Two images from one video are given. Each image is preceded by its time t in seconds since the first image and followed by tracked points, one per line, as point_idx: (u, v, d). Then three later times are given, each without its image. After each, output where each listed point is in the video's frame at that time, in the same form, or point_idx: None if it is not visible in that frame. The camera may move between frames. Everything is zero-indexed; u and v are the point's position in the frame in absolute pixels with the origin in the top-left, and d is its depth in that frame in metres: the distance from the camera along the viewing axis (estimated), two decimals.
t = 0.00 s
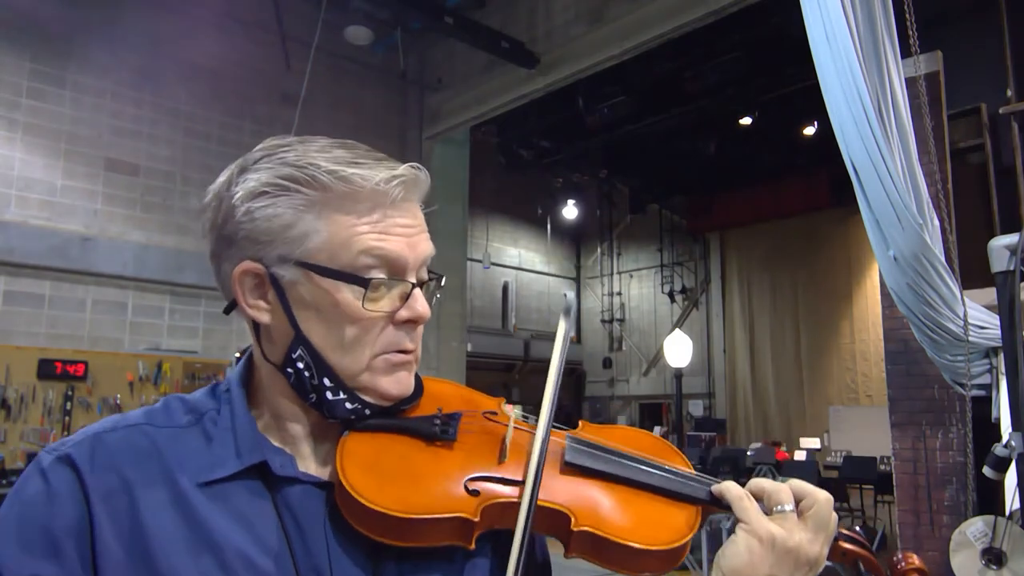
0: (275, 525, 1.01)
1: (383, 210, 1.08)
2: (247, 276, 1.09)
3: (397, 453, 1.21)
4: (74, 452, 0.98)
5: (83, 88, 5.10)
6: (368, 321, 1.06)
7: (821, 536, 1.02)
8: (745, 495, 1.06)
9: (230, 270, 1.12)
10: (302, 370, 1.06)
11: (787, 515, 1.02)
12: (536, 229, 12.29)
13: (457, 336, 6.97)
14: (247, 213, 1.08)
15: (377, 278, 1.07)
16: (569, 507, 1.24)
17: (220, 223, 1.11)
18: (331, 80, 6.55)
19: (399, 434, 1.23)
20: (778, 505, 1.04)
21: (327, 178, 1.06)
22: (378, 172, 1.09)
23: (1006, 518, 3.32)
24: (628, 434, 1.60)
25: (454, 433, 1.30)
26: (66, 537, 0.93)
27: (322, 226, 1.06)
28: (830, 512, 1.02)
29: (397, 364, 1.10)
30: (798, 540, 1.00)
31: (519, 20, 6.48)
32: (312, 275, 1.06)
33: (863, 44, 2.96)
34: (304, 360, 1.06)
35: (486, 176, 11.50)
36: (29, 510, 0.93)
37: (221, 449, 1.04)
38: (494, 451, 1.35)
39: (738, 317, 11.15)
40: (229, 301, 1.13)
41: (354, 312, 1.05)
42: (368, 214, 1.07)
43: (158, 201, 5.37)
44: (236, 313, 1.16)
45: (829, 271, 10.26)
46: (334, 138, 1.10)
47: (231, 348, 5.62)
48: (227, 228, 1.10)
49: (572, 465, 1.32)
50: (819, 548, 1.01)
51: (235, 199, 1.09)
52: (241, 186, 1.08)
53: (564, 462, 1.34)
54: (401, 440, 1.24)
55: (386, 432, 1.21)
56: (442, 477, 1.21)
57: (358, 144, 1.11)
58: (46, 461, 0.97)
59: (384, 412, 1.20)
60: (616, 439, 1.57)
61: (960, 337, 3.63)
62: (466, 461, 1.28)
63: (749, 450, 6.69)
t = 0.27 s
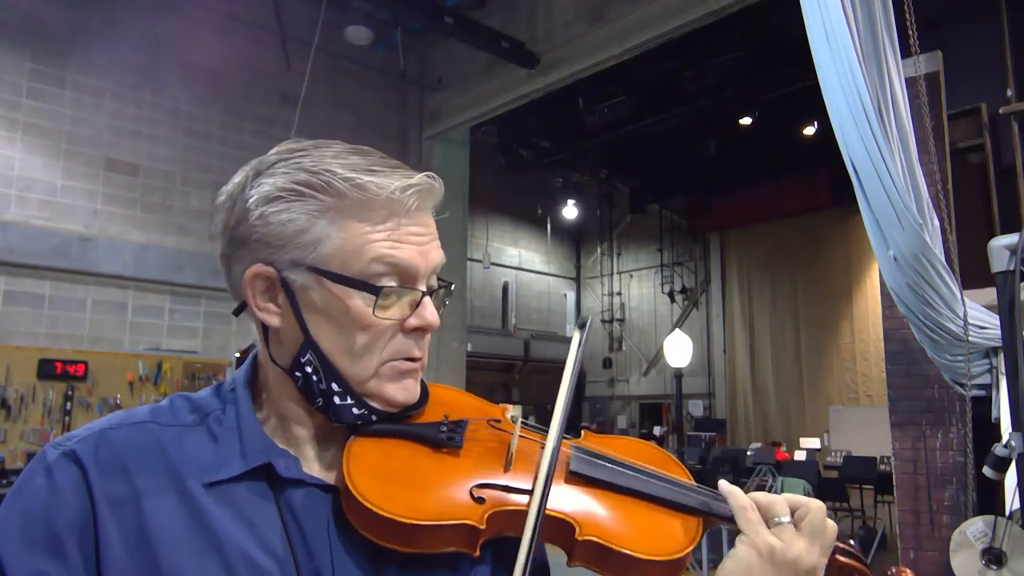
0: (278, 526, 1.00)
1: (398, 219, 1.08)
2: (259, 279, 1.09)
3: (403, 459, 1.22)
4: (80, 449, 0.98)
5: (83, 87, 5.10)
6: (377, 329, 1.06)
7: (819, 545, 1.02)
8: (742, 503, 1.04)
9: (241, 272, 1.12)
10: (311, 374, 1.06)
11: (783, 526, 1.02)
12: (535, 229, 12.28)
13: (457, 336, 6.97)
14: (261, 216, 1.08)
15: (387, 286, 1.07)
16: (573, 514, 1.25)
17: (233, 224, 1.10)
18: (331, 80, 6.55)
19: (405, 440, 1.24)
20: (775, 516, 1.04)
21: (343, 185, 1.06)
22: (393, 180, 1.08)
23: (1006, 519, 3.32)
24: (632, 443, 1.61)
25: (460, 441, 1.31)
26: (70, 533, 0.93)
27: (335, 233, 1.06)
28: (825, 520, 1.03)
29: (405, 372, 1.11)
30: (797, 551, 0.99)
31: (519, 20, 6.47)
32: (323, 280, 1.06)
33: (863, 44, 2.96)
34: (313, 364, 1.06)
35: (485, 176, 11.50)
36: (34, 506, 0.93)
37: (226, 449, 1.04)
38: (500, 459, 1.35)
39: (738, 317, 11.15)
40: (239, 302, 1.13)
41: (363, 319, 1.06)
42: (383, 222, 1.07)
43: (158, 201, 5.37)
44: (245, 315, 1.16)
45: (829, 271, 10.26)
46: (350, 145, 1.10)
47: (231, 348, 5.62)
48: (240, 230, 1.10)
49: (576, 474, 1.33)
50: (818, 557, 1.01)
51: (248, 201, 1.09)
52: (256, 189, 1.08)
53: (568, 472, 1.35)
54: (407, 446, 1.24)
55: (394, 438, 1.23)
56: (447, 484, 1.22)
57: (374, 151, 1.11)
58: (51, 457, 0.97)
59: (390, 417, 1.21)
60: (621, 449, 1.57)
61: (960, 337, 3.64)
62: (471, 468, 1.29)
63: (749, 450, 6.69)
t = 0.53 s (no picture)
0: (279, 525, 1.00)
1: (393, 218, 1.08)
2: (257, 280, 1.09)
3: (403, 458, 1.21)
4: (85, 447, 0.99)
5: (83, 87, 5.10)
6: (374, 328, 1.06)
7: (831, 546, 1.02)
8: (758, 501, 1.07)
9: (240, 274, 1.12)
10: (309, 374, 1.06)
11: (796, 525, 1.03)
12: (535, 229, 12.28)
13: (457, 336, 6.96)
14: (257, 218, 1.08)
15: (384, 284, 1.07)
16: (574, 511, 1.24)
17: (231, 226, 1.11)
18: (331, 80, 6.55)
19: (404, 439, 1.24)
20: (787, 515, 1.05)
21: (339, 185, 1.06)
22: (388, 180, 1.08)
23: (1006, 518, 3.32)
24: (630, 440, 1.61)
25: (459, 438, 1.32)
26: (76, 530, 0.93)
27: (331, 232, 1.07)
28: (838, 521, 1.03)
29: (402, 371, 1.10)
30: (808, 549, 1.00)
31: (519, 20, 6.47)
32: (321, 280, 1.06)
33: (863, 44, 2.96)
34: (311, 365, 1.06)
35: (485, 176, 11.49)
36: (40, 503, 0.93)
37: (227, 448, 1.04)
38: (500, 456, 1.36)
39: (738, 317, 11.16)
40: (238, 304, 1.13)
41: (361, 318, 1.05)
42: (378, 221, 1.07)
43: (158, 201, 5.37)
44: (245, 317, 1.16)
45: (829, 271, 10.27)
46: (346, 146, 1.10)
47: (231, 348, 5.62)
48: (238, 232, 1.10)
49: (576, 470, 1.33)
50: (829, 557, 1.01)
51: (246, 203, 1.09)
52: (252, 191, 1.09)
53: (567, 467, 1.34)
54: (407, 444, 1.25)
55: (393, 437, 1.23)
56: (446, 482, 1.21)
57: (370, 152, 1.11)
58: (55, 454, 0.98)
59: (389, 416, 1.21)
60: (619, 444, 1.57)
61: (961, 337, 3.64)
62: (471, 465, 1.29)
63: (749, 450, 6.69)
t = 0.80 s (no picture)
0: (276, 523, 1.00)
1: (380, 220, 1.08)
2: (247, 283, 1.09)
3: (396, 457, 1.22)
4: (84, 448, 0.99)
5: (83, 88, 5.10)
6: (365, 329, 1.06)
7: (823, 536, 1.03)
8: (756, 495, 1.07)
9: (231, 278, 1.12)
10: (300, 376, 1.06)
11: (795, 522, 1.02)
12: (536, 229, 12.28)
13: (457, 336, 6.96)
14: (246, 221, 1.08)
15: (374, 286, 1.07)
16: (567, 506, 1.24)
17: (221, 230, 1.11)
18: (331, 80, 6.55)
19: (398, 438, 1.24)
20: (786, 511, 1.03)
21: (325, 187, 1.06)
22: (376, 181, 1.08)
23: (1006, 518, 3.32)
24: (621, 436, 1.62)
25: (452, 437, 1.32)
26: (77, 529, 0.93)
27: (319, 235, 1.06)
28: (829, 512, 1.04)
29: (394, 372, 1.10)
30: (806, 549, 1.00)
31: (519, 20, 6.47)
32: (310, 282, 1.06)
33: (863, 44, 2.96)
34: (302, 366, 1.06)
35: (485, 176, 11.50)
36: (38, 501, 0.93)
37: (223, 449, 1.04)
38: (492, 454, 1.36)
39: (738, 317, 11.16)
40: (229, 307, 1.13)
41: (351, 320, 1.06)
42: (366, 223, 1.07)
43: (158, 201, 5.37)
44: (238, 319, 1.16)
45: (830, 271, 10.26)
46: (334, 148, 1.10)
47: (231, 348, 5.62)
48: (228, 236, 1.10)
49: (570, 467, 1.32)
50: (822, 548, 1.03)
51: (235, 207, 1.09)
52: (240, 195, 1.09)
53: (561, 464, 1.33)
54: (400, 444, 1.25)
55: (386, 436, 1.23)
56: (439, 480, 1.22)
57: (357, 154, 1.11)
58: (56, 454, 0.98)
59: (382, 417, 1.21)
60: (611, 441, 1.58)
61: (961, 338, 3.63)
62: (464, 463, 1.29)
63: (749, 450, 6.69)
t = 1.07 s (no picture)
0: (275, 521, 1.00)
1: (379, 212, 1.09)
2: (249, 277, 1.09)
3: (395, 448, 1.21)
4: (81, 449, 0.99)
5: (83, 87, 5.10)
6: (364, 319, 1.06)
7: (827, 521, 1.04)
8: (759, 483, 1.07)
9: (232, 273, 1.12)
10: (301, 368, 1.06)
11: (799, 504, 1.04)
12: (536, 229, 12.28)
13: (457, 336, 6.95)
14: (248, 215, 1.08)
15: (373, 276, 1.07)
16: (565, 494, 1.24)
17: (222, 226, 1.11)
18: (331, 80, 6.55)
19: (396, 429, 1.24)
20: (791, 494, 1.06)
21: (325, 180, 1.07)
22: (373, 175, 1.10)
23: (1006, 518, 3.32)
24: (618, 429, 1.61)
25: (450, 427, 1.31)
26: (73, 530, 0.93)
27: (319, 227, 1.07)
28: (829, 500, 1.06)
29: (393, 363, 1.10)
30: (809, 528, 1.01)
31: (519, 20, 6.47)
32: (311, 273, 1.06)
33: (863, 44, 2.96)
34: (303, 358, 1.06)
35: (485, 176, 11.50)
36: (34, 503, 0.93)
37: (220, 448, 1.04)
38: (491, 446, 1.36)
39: (738, 317, 11.16)
40: (230, 304, 1.13)
41: (351, 310, 1.06)
42: (365, 215, 1.08)
43: (158, 201, 5.37)
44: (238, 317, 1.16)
45: (830, 270, 10.26)
46: (333, 145, 1.11)
47: (231, 348, 5.62)
48: (229, 232, 1.11)
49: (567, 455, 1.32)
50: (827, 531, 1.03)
51: (236, 202, 1.10)
52: (242, 190, 1.09)
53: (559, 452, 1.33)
54: (399, 435, 1.24)
55: (386, 429, 1.22)
56: (439, 471, 1.21)
57: (355, 151, 1.13)
58: (52, 456, 0.98)
59: (382, 410, 1.20)
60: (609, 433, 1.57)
61: (960, 337, 3.63)
62: (463, 454, 1.29)
63: (749, 450, 6.69)
